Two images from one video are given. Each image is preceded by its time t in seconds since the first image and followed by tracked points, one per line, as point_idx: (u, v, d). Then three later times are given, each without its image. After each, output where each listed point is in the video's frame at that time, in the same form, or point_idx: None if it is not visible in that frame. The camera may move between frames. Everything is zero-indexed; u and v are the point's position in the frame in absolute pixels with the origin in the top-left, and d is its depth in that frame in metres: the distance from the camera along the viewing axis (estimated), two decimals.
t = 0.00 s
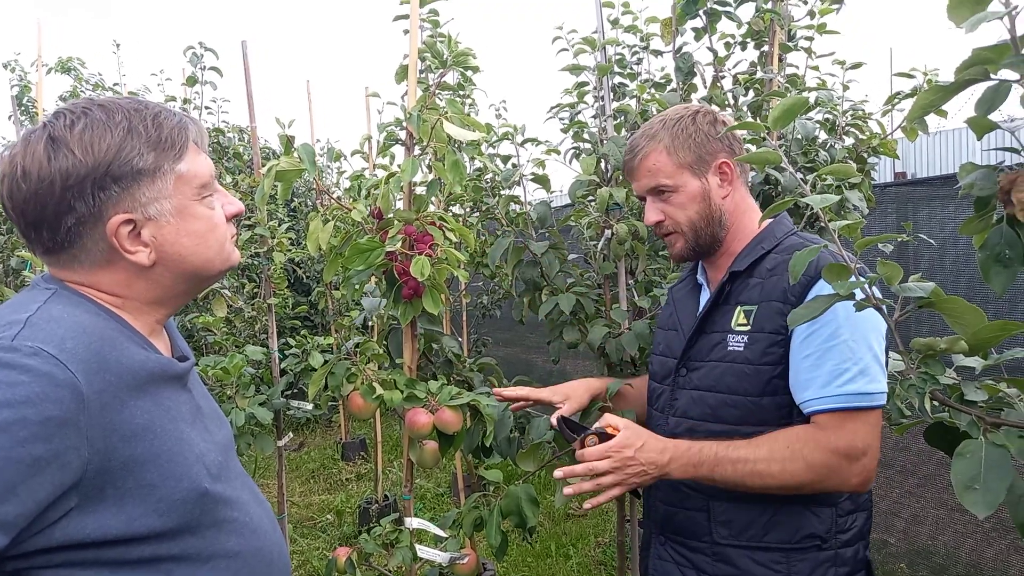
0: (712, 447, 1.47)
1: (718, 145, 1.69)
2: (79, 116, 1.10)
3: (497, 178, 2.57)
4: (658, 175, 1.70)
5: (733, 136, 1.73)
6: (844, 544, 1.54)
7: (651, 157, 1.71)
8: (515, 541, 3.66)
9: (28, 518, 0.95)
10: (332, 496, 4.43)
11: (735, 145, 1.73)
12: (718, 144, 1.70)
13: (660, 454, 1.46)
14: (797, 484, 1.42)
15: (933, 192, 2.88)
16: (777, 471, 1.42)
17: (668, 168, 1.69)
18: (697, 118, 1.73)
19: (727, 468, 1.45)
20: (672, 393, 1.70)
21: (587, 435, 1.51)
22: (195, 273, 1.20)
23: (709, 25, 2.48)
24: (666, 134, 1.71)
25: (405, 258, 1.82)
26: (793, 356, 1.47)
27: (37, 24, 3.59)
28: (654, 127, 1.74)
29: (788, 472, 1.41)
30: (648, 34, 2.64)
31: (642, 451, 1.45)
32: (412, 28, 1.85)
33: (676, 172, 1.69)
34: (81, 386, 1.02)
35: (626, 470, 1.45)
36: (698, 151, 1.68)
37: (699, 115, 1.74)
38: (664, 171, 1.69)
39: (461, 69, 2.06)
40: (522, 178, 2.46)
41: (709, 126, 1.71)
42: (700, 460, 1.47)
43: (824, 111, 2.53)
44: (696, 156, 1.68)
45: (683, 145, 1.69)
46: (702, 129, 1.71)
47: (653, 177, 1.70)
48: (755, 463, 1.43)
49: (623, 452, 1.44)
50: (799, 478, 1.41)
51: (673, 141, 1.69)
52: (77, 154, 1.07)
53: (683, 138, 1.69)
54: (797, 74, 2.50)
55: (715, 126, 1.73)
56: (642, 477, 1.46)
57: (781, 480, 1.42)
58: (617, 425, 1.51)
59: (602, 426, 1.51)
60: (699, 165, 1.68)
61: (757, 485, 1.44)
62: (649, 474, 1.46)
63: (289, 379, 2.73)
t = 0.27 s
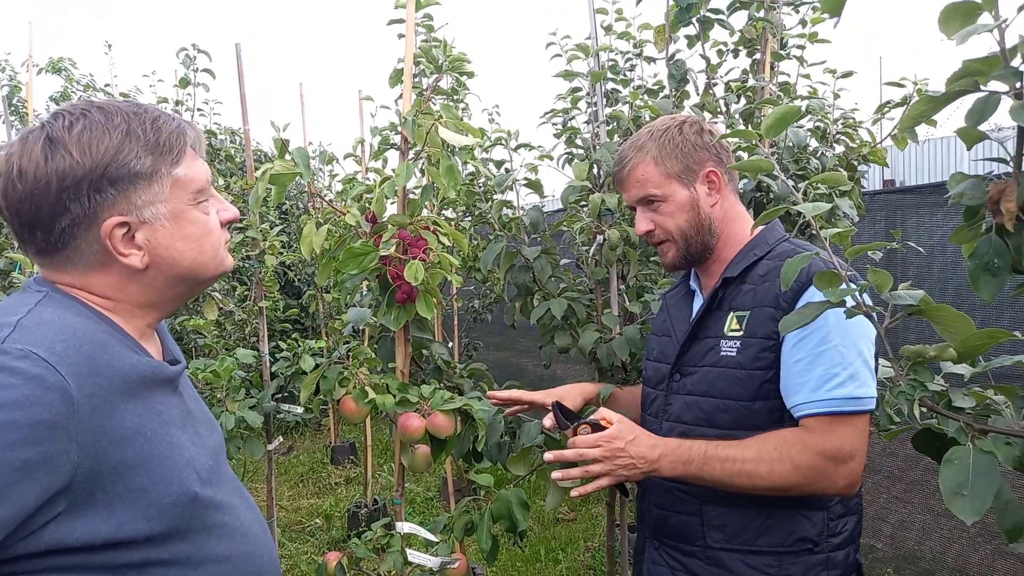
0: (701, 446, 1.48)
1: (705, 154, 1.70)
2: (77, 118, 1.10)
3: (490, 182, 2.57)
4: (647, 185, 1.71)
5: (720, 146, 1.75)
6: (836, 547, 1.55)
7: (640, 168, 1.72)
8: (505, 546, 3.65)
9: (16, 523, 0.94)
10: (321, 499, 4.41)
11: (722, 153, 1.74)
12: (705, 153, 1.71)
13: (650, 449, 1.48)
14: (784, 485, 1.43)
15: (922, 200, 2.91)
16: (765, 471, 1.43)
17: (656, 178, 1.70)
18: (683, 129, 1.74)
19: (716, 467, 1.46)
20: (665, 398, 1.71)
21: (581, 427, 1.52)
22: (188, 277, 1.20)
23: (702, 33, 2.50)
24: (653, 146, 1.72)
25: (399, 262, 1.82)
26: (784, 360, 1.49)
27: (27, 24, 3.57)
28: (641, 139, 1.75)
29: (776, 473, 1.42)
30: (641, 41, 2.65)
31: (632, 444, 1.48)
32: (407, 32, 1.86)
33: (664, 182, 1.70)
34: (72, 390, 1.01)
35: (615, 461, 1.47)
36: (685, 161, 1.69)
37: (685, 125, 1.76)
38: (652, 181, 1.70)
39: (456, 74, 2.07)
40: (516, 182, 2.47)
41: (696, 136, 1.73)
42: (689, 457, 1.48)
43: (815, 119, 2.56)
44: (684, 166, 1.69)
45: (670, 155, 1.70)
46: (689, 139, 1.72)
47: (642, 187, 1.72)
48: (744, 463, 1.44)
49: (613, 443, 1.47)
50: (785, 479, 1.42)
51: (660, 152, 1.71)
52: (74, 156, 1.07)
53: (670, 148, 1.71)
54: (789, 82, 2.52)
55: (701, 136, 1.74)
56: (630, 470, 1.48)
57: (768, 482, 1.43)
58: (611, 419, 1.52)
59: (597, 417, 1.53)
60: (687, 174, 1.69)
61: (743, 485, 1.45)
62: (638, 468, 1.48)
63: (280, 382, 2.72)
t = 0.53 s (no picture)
0: (697, 439, 1.49)
1: (693, 149, 1.71)
2: (65, 112, 1.08)
3: (480, 176, 2.57)
4: (634, 180, 1.72)
5: (709, 141, 1.75)
6: (826, 536, 1.57)
7: (628, 162, 1.73)
8: (498, 538, 3.67)
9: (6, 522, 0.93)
10: (313, 494, 4.40)
11: (710, 148, 1.74)
12: (693, 148, 1.71)
13: (646, 442, 1.48)
14: (779, 476, 1.44)
15: (909, 193, 2.94)
16: (761, 463, 1.44)
17: (643, 173, 1.70)
18: (671, 124, 1.75)
19: (711, 459, 1.47)
20: (657, 391, 1.72)
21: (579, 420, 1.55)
22: (178, 274, 1.19)
23: (691, 27, 2.50)
24: (641, 140, 1.73)
25: (389, 257, 1.81)
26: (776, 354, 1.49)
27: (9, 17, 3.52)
28: (630, 134, 1.76)
29: (771, 464, 1.43)
30: (630, 34, 2.65)
31: (629, 437, 1.47)
32: (396, 26, 1.85)
33: (652, 176, 1.70)
34: (61, 388, 1.00)
35: (612, 454, 1.46)
36: (672, 156, 1.70)
37: (673, 120, 1.76)
38: (640, 176, 1.71)
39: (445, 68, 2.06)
40: (506, 176, 2.47)
41: (685, 131, 1.73)
42: (685, 450, 1.49)
43: (803, 113, 2.57)
44: (671, 161, 1.70)
45: (658, 150, 1.71)
46: (677, 134, 1.72)
47: (630, 182, 1.72)
48: (739, 454, 1.45)
49: (610, 436, 1.46)
50: (781, 470, 1.43)
51: (648, 147, 1.71)
52: (62, 151, 1.05)
53: (657, 143, 1.71)
54: (777, 76, 2.53)
55: (690, 131, 1.74)
56: (626, 464, 1.47)
57: (762, 473, 1.44)
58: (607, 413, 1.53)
59: (594, 412, 1.55)
60: (674, 169, 1.70)
61: (738, 476, 1.46)
62: (634, 461, 1.47)
63: (271, 377, 2.71)
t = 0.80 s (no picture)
0: (730, 449, 1.52)
1: (702, 146, 1.71)
2: (78, 116, 1.10)
3: (486, 177, 2.57)
4: (640, 169, 1.72)
5: (721, 139, 1.75)
6: (833, 534, 1.57)
7: (637, 151, 1.73)
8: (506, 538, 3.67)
9: (19, 522, 0.94)
10: (321, 493, 4.42)
11: (721, 146, 1.74)
12: (703, 144, 1.71)
13: (674, 455, 1.54)
14: (818, 479, 1.46)
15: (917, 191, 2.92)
16: (797, 467, 1.45)
17: (650, 163, 1.70)
18: (685, 118, 1.75)
19: (747, 467, 1.49)
20: (661, 391, 1.72)
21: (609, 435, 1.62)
22: (188, 276, 1.20)
23: (697, 26, 2.50)
24: (653, 130, 1.73)
25: (398, 257, 1.82)
26: (789, 357, 1.49)
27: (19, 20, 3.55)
28: (643, 122, 1.75)
29: (807, 469, 1.44)
30: (636, 33, 2.65)
31: (657, 452, 1.55)
32: (402, 27, 1.85)
33: (658, 168, 1.70)
34: (73, 389, 1.01)
35: (640, 468, 1.55)
36: (681, 150, 1.70)
37: (687, 114, 1.76)
38: (646, 166, 1.71)
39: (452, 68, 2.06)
40: (512, 177, 2.47)
41: (697, 127, 1.73)
42: (719, 460, 1.52)
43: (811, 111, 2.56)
44: (679, 154, 1.70)
45: (667, 142, 1.70)
46: (688, 128, 1.72)
47: (636, 170, 1.72)
48: (773, 462, 1.47)
49: (637, 452, 1.55)
50: (817, 474, 1.44)
51: (658, 138, 1.71)
52: (75, 154, 1.06)
53: (668, 135, 1.71)
54: (784, 74, 2.52)
55: (702, 127, 1.74)
56: (657, 477, 1.55)
57: (800, 478, 1.46)
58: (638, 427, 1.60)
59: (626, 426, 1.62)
60: (681, 162, 1.70)
61: (778, 483, 1.48)
62: (664, 474, 1.54)
63: (279, 377, 2.73)
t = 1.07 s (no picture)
0: (735, 442, 1.53)
1: (695, 144, 1.70)
2: (81, 109, 1.10)
3: (485, 170, 2.57)
4: (637, 175, 1.72)
5: (713, 134, 1.74)
6: (831, 521, 1.58)
7: (631, 157, 1.72)
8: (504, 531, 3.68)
9: (22, 514, 0.95)
10: (320, 486, 4.43)
11: (714, 142, 1.73)
12: (696, 142, 1.71)
13: (679, 453, 1.57)
14: (825, 467, 1.46)
15: (917, 185, 2.92)
16: (803, 458, 1.45)
17: (646, 168, 1.70)
18: (675, 118, 1.74)
19: (754, 460, 1.50)
20: (659, 382, 1.73)
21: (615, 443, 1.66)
22: (189, 270, 1.20)
23: (698, 19, 2.49)
24: (645, 134, 1.72)
25: (397, 251, 1.82)
26: (791, 349, 1.49)
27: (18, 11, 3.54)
28: (634, 127, 1.75)
29: (814, 460, 1.45)
30: (637, 26, 2.64)
31: (662, 452, 1.58)
32: (403, 20, 1.85)
33: (654, 171, 1.70)
34: (74, 382, 1.02)
35: (648, 470, 1.57)
36: (675, 151, 1.69)
37: (677, 114, 1.75)
38: (643, 171, 1.71)
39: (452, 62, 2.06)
40: (511, 170, 2.47)
41: (688, 125, 1.72)
42: (726, 454, 1.53)
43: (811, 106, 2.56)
44: (674, 156, 1.69)
45: (660, 145, 1.70)
46: (680, 128, 1.72)
47: (633, 176, 1.72)
48: (780, 453, 1.47)
49: (642, 454, 1.58)
50: (823, 463, 1.45)
51: (651, 141, 1.70)
52: (78, 147, 1.07)
53: (660, 138, 1.70)
54: (784, 68, 2.52)
55: (693, 125, 1.73)
56: (666, 477, 1.56)
57: (807, 468, 1.46)
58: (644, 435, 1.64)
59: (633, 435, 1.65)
60: (677, 164, 1.69)
61: (785, 473, 1.48)
62: (673, 473, 1.56)
63: (278, 371, 2.73)
